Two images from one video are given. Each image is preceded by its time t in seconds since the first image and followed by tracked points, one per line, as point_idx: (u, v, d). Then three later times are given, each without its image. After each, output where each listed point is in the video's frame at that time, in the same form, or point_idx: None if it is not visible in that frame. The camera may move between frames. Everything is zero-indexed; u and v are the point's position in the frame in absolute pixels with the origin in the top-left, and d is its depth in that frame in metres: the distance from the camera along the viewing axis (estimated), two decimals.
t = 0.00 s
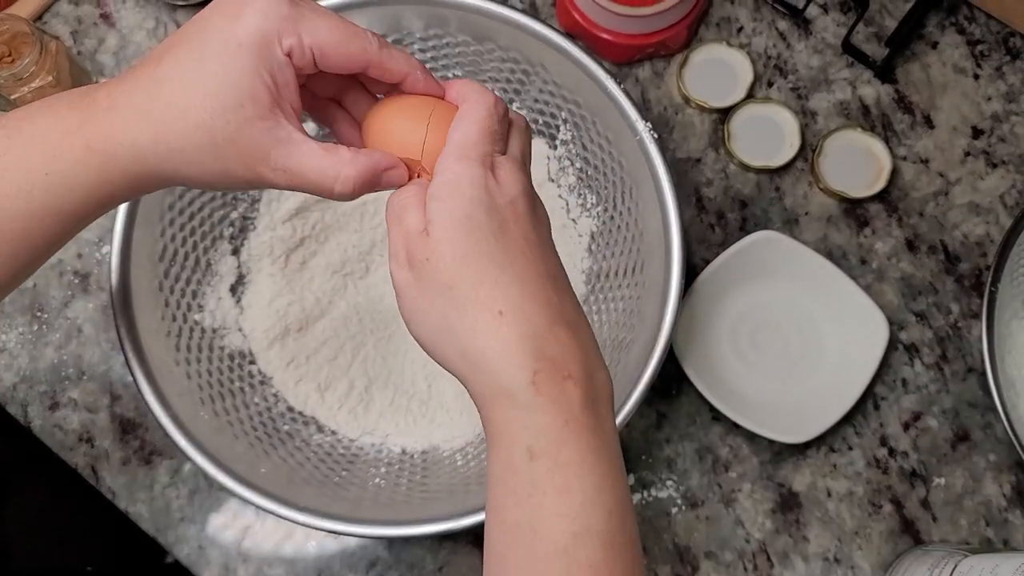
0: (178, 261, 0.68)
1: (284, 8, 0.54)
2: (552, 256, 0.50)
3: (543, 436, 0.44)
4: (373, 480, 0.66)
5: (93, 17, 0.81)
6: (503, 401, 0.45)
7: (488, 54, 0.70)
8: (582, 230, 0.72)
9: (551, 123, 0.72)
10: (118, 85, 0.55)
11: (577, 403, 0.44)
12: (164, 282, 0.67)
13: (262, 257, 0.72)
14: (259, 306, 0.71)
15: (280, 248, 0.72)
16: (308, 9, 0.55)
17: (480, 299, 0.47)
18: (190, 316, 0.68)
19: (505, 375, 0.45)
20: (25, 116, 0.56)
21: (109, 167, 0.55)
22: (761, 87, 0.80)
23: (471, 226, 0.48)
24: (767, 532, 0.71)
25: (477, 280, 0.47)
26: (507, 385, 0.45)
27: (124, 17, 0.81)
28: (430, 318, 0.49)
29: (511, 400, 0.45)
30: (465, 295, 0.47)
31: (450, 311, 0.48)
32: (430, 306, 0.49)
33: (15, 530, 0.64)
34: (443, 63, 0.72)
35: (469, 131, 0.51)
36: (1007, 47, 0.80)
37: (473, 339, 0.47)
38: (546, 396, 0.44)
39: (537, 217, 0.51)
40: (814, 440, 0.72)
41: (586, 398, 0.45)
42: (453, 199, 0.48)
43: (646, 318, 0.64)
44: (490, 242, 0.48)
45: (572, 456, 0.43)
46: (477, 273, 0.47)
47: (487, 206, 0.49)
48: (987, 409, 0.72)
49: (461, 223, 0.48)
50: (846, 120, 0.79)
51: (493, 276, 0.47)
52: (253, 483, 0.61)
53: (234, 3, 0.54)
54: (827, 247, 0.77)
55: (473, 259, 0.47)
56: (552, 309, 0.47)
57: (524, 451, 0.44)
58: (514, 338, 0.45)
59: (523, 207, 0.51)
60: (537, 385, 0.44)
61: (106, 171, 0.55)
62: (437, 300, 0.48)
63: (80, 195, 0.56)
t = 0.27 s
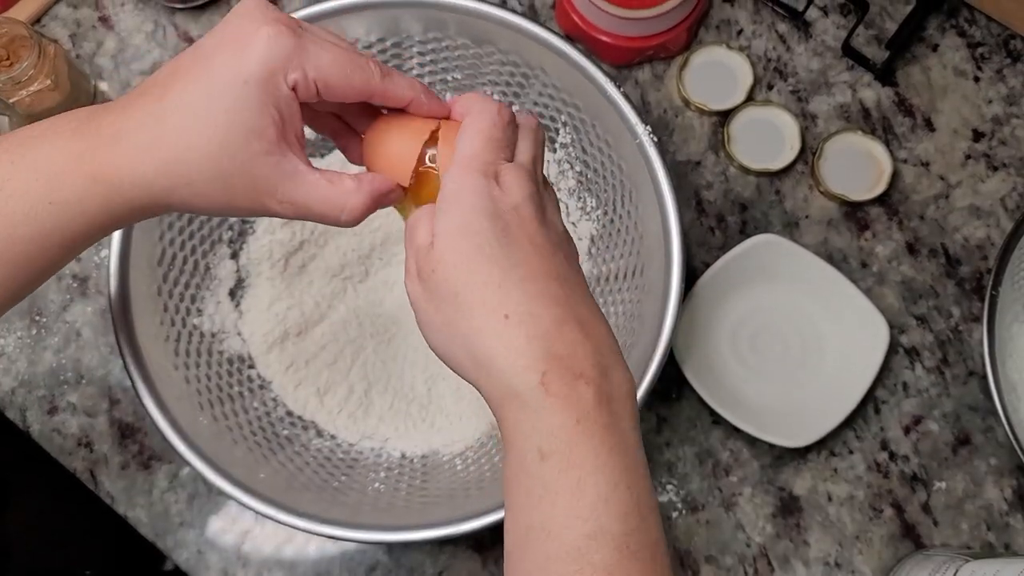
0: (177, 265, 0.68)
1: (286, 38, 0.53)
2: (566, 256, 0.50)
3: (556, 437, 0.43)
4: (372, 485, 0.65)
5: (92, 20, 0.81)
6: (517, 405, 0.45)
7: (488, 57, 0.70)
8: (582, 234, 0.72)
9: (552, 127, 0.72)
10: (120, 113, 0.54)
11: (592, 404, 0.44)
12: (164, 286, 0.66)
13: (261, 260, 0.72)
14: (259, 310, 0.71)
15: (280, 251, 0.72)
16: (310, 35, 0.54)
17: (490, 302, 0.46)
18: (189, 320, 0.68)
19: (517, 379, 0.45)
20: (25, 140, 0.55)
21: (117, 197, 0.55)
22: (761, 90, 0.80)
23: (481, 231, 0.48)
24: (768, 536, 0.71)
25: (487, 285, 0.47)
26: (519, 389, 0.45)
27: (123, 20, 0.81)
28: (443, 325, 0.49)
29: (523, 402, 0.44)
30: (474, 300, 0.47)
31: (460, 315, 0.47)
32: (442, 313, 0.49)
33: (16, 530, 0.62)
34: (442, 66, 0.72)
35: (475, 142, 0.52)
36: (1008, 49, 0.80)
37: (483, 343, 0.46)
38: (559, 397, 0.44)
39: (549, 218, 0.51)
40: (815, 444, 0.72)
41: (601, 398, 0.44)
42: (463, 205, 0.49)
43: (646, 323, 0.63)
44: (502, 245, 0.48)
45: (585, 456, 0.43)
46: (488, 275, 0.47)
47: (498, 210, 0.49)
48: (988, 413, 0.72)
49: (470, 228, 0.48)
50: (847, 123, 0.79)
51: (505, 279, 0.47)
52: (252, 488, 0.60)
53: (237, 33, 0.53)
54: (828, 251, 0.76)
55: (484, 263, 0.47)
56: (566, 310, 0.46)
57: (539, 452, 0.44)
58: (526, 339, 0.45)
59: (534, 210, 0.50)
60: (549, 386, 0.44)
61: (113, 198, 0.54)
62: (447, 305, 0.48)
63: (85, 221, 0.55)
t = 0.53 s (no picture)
0: (177, 268, 0.67)
1: (279, 93, 0.47)
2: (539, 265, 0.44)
3: (462, 452, 0.40)
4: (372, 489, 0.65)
5: (92, 22, 0.81)
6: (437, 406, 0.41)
7: (488, 60, 0.70)
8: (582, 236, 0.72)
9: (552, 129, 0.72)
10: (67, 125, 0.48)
11: (510, 427, 0.40)
12: (163, 288, 0.66)
13: (262, 263, 0.72)
14: (260, 313, 0.71)
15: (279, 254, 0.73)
16: (300, 80, 0.48)
17: (432, 305, 0.43)
18: (189, 323, 0.68)
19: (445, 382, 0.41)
20: None
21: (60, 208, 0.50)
22: (762, 92, 0.80)
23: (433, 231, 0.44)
24: (769, 539, 0.70)
25: (433, 283, 0.43)
26: (444, 395, 0.41)
27: (123, 23, 0.81)
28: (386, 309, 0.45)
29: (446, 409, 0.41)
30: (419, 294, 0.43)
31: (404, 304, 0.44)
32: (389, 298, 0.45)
33: (15, 531, 0.64)
34: (442, 68, 0.72)
35: (465, 128, 0.46)
36: (1009, 51, 0.79)
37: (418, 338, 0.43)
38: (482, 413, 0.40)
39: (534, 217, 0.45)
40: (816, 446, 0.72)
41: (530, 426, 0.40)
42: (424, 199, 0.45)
43: (647, 325, 0.63)
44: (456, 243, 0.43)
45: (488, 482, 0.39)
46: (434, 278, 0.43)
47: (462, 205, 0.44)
48: (989, 415, 0.72)
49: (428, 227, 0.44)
50: (847, 124, 0.79)
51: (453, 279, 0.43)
52: (252, 492, 0.60)
53: (213, 73, 0.46)
54: (829, 253, 0.76)
55: (431, 261, 0.43)
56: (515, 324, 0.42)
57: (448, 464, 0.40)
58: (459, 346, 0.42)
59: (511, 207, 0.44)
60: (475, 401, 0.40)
61: (69, 216, 0.51)
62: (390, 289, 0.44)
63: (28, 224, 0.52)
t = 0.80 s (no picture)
0: (176, 271, 0.67)
1: None
2: (569, 375, 0.49)
3: (485, 533, 0.44)
4: (372, 492, 0.65)
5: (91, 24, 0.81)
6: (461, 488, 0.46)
7: (489, 61, 0.69)
8: (585, 238, 0.71)
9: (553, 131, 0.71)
10: None
11: (525, 515, 0.44)
12: (163, 292, 0.66)
13: (262, 266, 0.72)
14: (260, 317, 0.71)
15: (280, 256, 0.73)
16: None
17: (474, 408, 0.47)
18: (189, 326, 0.67)
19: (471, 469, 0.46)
20: None
21: None
22: (764, 93, 0.79)
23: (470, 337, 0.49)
24: (772, 542, 0.70)
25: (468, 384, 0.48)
26: (472, 485, 0.45)
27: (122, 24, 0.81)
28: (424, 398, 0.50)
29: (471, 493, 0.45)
30: (455, 394, 0.48)
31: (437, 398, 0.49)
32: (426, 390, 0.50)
33: (15, 532, 0.69)
34: (443, 70, 0.71)
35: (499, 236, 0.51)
36: (1012, 52, 0.79)
37: (451, 427, 0.47)
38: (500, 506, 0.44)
39: (565, 328, 0.51)
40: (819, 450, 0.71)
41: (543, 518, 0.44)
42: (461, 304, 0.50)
43: (650, 329, 0.63)
44: (489, 349, 0.48)
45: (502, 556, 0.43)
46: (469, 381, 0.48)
47: (502, 320, 0.49)
48: (993, 418, 0.72)
49: (468, 331, 0.49)
50: (850, 126, 0.78)
51: (487, 386, 0.48)
52: (251, 497, 0.60)
53: None
54: (831, 255, 0.76)
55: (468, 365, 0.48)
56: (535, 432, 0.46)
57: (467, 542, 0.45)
58: (494, 449, 0.46)
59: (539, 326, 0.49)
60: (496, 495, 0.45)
61: None
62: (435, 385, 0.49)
63: None
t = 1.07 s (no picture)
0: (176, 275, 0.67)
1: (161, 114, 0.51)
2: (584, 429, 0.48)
3: None
4: (371, 495, 0.66)
5: (91, 29, 0.81)
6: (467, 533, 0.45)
7: (487, 65, 0.70)
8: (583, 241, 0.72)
9: (552, 135, 0.72)
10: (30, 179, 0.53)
11: None
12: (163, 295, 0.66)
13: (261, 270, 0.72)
14: (260, 320, 0.71)
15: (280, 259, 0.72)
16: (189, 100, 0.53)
17: (468, 445, 0.46)
18: (189, 330, 0.68)
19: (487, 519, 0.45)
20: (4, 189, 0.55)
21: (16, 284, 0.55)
22: (761, 97, 0.80)
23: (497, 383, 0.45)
24: (769, 545, 0.71)
25: (489, 434, 0.45)
26: (483, 535, 0.45)
27: (122, 29, 0.81)
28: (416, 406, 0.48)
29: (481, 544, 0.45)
30: (471, 439, 0.46)
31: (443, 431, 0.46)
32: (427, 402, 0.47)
33: (16, 532, 0.63)
34: (441, 74, 0.72)
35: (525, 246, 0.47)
36: (1008, 56, 0.79)
37: (461, 470, 0.45)
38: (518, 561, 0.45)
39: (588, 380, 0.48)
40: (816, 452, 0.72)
41: None
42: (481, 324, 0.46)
43: (647, 332, 0.63)
44: (517, 400, 0.46)
45: None
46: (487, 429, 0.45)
47: (535, 366, 0.46)
48: (989, 421, 0.72)
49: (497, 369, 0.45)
50: (847, 129, 0.79)
51: (510, 437, 0.45)
52: (251, 500, 0.60)
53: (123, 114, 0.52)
54: (828, 258, 0.76)
55: (490, 413, 0.45)
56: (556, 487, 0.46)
57: None
58: (510, 500, 0.45)
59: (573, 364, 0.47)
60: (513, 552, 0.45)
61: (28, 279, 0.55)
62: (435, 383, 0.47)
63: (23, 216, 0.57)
